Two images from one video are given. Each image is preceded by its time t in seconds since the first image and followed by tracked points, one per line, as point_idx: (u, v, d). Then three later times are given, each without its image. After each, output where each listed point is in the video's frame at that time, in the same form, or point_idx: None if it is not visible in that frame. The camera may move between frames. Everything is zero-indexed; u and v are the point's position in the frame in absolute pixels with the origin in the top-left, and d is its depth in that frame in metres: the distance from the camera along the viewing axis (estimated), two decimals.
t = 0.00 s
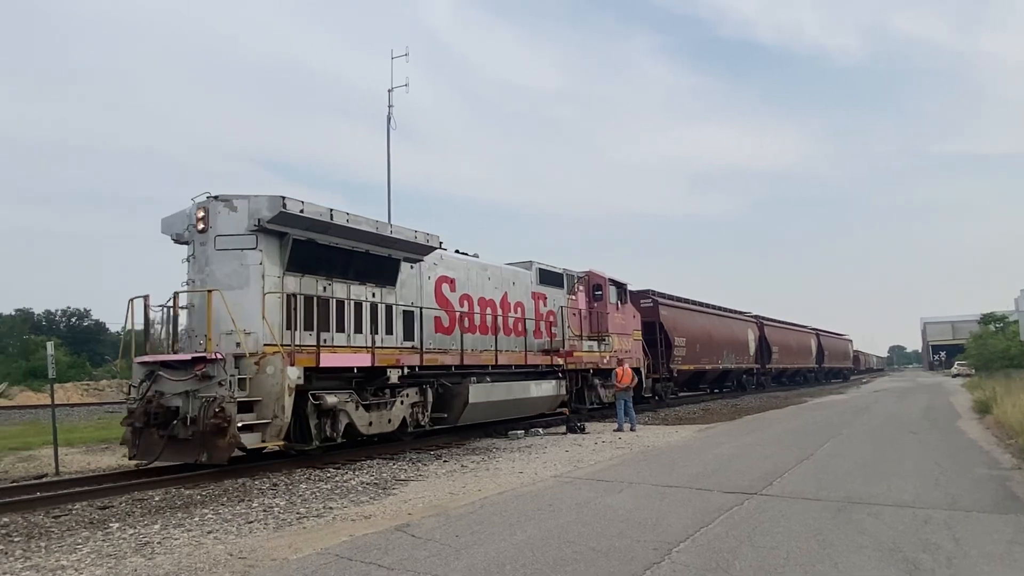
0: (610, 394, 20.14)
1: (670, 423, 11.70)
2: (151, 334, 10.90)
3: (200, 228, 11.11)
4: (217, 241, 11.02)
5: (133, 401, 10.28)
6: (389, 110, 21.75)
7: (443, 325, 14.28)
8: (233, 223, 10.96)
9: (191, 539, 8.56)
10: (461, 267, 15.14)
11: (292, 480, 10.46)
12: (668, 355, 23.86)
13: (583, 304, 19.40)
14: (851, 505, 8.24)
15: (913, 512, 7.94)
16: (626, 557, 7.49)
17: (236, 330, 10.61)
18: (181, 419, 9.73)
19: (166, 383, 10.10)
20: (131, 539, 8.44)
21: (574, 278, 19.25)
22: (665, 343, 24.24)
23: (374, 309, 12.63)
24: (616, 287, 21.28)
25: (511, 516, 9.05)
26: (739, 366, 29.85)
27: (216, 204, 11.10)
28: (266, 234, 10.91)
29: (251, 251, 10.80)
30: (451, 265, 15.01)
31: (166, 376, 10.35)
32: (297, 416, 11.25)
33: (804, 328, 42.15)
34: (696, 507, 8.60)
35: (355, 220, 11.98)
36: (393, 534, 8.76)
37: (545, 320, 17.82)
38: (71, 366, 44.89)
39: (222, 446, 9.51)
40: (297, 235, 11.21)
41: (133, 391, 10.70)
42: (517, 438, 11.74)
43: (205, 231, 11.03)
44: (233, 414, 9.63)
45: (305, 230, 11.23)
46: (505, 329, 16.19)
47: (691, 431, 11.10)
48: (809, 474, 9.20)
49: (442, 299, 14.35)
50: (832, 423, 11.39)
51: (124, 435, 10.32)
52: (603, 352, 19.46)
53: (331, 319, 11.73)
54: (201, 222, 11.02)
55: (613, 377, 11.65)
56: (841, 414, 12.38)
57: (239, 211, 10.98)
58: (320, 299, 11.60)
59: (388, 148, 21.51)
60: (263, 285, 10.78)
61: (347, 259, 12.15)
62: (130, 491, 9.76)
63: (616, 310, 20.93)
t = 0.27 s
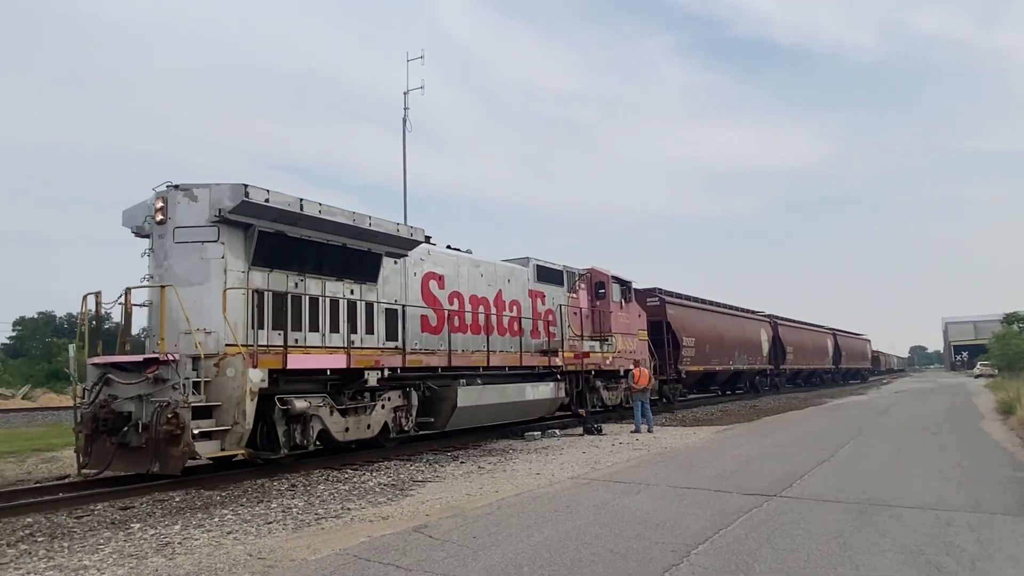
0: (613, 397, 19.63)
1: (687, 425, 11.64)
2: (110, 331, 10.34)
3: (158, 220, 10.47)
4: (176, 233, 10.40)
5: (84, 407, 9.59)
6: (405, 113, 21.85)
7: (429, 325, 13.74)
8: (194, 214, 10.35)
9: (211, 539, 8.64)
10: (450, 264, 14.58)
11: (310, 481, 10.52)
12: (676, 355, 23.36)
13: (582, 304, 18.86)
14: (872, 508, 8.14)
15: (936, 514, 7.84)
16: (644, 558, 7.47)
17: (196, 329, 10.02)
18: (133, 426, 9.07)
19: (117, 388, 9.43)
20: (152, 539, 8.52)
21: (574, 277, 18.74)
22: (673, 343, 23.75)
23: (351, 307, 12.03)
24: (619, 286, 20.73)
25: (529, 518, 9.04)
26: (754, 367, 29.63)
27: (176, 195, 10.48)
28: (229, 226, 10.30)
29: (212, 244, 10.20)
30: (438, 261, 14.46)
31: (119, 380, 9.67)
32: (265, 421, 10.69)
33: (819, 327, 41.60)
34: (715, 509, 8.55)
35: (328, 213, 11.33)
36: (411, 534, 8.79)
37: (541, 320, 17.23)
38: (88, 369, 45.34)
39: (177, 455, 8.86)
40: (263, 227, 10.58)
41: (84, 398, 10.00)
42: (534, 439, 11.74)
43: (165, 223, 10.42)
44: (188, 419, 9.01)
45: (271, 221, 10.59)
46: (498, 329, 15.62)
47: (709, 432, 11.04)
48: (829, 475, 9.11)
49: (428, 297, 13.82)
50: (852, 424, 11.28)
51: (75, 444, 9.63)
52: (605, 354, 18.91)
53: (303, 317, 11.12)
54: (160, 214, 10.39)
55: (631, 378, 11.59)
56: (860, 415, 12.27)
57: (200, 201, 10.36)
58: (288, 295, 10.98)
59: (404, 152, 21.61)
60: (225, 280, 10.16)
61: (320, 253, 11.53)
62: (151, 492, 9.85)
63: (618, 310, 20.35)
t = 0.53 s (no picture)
0: (616, 399, 19.00)
1: (707, 426, 11.57)
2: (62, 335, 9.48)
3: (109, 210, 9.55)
4: (127, 224, 9.46)
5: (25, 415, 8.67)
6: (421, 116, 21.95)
7: (414, 324, 12.95)
8: (147, 203, 9.42)
9: (233, 540, 8.71)
10: (438, 260, 13.83)
11: (330, 482, 10.58)
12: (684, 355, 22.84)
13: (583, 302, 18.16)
14: (897, 510, 8.05)
15: (962, 517, 7.75)
16: (665, 561, 7.43)
17: (146, 328, 9.06)
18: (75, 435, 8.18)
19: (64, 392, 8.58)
20: (175, 539, 8.61)
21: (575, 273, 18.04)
22: (681, 343, 23.29)
23: (327, 304, 11.16)
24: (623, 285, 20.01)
25: (548, 519, 9.03)
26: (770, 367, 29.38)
27: (128, 182, 9.53)
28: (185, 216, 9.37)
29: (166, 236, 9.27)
30: (425, 257, 13.72)
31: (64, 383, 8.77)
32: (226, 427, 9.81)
33: (836, 326, 41.04)
34: (736, 511, 8.50)
35: (296, 202, 10.40)
36: (430, 535, 8.81)
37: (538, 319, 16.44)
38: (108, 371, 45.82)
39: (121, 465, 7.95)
40: (223, 217, 9.68)
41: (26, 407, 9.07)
42: (552, 440, 11.73)
43: (116, 213, 9.50)
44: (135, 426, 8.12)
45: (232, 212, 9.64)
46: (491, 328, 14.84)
47: (729, 433, 10.97)
48: (851, 477, 9.02)
49: (414, 295, 13.05)
50: (873, 425, 11.17)
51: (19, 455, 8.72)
52: (606, 353, 18.22)
53: (270, 314, 10.25)
54: (111, 204, 9.48)
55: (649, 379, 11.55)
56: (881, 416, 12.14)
57: (154, 189, 9.42)
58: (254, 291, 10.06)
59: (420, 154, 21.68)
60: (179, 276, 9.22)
61: (290, 246, 10.63)
62: (174, 492, 9.94)
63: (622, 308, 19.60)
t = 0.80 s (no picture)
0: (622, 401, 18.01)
1: (728, 427, 11.61)
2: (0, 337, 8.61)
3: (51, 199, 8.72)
4: (70, 214, 8.61)
5: None
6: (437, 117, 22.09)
7: (398, 322, 12.11)
8: (91, 192, 8.56)
9: (256, 540, 8.74)
10: (424, 255, 13.00)
11: (351, 482, 10.62)
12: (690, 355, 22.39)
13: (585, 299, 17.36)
14: (920, 513, 8.06)
15: (987, 520, 7.75)
16: (687, 563, 7.48)
17: (88, 328, 8.29)
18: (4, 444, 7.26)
19: None
20: (199, 540, 8.63)
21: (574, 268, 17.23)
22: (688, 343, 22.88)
23: (297, 301, 10.27)
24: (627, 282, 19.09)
25: (570, 520, 9.07)
26: (783, 367, 29.23)
27: (70, 168, 8.67)
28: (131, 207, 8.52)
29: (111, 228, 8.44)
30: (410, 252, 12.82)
31: None
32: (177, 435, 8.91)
33: (854, 324, 40.71)
34: (759, 513, 8.54)
35: (257, 189, 9.41)
36: (452, 537, 8.84)
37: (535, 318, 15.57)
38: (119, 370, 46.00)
39: (53, 477, 7.06)
40: (174, 206, 8.77)
41: None
42: (571, 442, 11.74)
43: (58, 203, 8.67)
44: (69, 434, 7.22)
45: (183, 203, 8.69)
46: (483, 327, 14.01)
47: (751, 435, 11.00)
48: (875, 480, 9.03)
49: (398, 291, 12.21)
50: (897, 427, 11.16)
51: None
52: (610, 353, 17.26)
53: (232, 312, 9.35)
54: (53, 193, 8.65)
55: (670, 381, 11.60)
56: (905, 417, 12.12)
57: (98, 176, 8.55)
58: (212, 286, 9.17)
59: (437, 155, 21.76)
60: (123, 271, 8.38)
61: (255, 238, 9.72)
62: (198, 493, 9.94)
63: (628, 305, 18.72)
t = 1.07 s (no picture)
0: (624, 404, 17.15)
1: (752, 427, 11.45)
2: None
3: None
4: None
5: None
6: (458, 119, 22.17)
7: (377, 320, 11.48)
8: (22, 177, 7.82)
9: (281, 540, 8.86)
10: (405, 249, 12.34)
11: (374, 483, 10.70)
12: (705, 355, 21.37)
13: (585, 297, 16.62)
14: (952, 514, 7.83)
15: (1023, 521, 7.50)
16: (712, 564, 7.36)
17: (18, 327, 7.54)
18: None
19: None
20: (224, 539, 8.77)
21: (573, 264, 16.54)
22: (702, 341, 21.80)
23: (260, 298, 9.62)
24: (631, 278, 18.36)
25: (592, 521, 9.00)
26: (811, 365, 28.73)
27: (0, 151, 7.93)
28: (67, 195, 7.79)
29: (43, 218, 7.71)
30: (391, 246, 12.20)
31: None
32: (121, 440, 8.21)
33: (877, 323, 39.57)
34: (785, 514, 8.37)
35: (209, 176, 8.75)
36: (474, 537, 8.85)
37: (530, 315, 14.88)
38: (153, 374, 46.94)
39: None
40: (117, 194, 8.09)
41: None
42: (594, 442, 11.68)
43: None
44: None
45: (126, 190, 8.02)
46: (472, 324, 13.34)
47: (775, 435, 10.81)
48: (904, 480, 8.81)
49: (375, 287, 11.59)
50: (926, 426, 10.89)
51: None
52: (612, 353, 16.49)
53: (184, 310, 8.69)
54: None
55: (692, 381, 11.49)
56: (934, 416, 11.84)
57: (30, 160, 7.80)
58: (160, 281, 8.48)
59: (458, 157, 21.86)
60: (56, 264, 7.64)
61: (209, 229, 9.07)
62: (223, 493, 10.12)
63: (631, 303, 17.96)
